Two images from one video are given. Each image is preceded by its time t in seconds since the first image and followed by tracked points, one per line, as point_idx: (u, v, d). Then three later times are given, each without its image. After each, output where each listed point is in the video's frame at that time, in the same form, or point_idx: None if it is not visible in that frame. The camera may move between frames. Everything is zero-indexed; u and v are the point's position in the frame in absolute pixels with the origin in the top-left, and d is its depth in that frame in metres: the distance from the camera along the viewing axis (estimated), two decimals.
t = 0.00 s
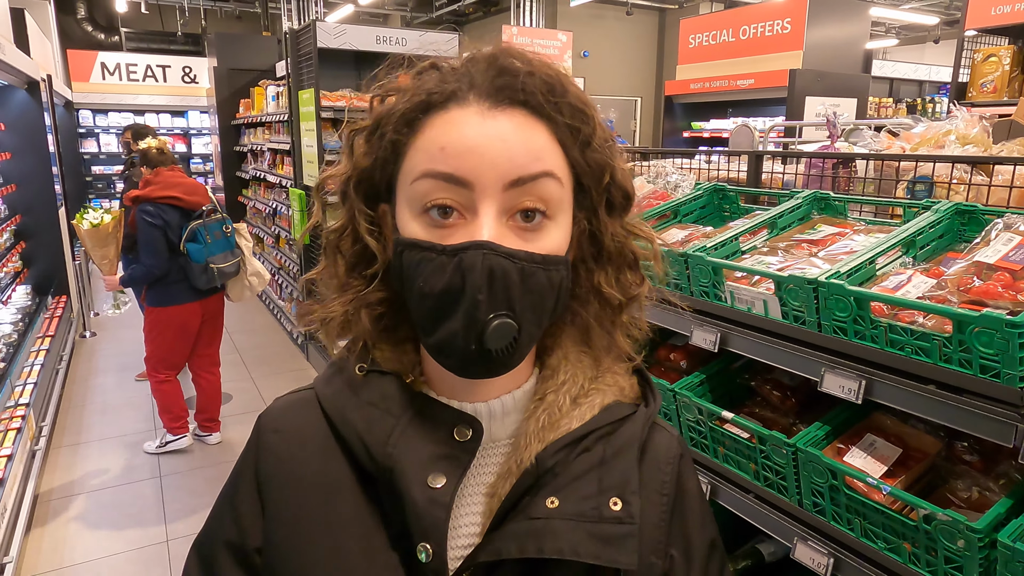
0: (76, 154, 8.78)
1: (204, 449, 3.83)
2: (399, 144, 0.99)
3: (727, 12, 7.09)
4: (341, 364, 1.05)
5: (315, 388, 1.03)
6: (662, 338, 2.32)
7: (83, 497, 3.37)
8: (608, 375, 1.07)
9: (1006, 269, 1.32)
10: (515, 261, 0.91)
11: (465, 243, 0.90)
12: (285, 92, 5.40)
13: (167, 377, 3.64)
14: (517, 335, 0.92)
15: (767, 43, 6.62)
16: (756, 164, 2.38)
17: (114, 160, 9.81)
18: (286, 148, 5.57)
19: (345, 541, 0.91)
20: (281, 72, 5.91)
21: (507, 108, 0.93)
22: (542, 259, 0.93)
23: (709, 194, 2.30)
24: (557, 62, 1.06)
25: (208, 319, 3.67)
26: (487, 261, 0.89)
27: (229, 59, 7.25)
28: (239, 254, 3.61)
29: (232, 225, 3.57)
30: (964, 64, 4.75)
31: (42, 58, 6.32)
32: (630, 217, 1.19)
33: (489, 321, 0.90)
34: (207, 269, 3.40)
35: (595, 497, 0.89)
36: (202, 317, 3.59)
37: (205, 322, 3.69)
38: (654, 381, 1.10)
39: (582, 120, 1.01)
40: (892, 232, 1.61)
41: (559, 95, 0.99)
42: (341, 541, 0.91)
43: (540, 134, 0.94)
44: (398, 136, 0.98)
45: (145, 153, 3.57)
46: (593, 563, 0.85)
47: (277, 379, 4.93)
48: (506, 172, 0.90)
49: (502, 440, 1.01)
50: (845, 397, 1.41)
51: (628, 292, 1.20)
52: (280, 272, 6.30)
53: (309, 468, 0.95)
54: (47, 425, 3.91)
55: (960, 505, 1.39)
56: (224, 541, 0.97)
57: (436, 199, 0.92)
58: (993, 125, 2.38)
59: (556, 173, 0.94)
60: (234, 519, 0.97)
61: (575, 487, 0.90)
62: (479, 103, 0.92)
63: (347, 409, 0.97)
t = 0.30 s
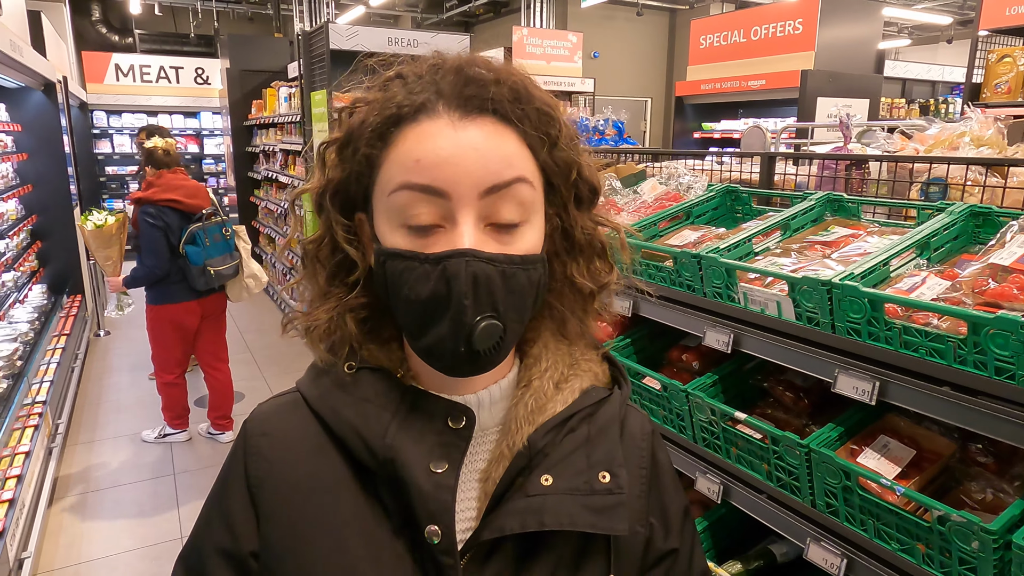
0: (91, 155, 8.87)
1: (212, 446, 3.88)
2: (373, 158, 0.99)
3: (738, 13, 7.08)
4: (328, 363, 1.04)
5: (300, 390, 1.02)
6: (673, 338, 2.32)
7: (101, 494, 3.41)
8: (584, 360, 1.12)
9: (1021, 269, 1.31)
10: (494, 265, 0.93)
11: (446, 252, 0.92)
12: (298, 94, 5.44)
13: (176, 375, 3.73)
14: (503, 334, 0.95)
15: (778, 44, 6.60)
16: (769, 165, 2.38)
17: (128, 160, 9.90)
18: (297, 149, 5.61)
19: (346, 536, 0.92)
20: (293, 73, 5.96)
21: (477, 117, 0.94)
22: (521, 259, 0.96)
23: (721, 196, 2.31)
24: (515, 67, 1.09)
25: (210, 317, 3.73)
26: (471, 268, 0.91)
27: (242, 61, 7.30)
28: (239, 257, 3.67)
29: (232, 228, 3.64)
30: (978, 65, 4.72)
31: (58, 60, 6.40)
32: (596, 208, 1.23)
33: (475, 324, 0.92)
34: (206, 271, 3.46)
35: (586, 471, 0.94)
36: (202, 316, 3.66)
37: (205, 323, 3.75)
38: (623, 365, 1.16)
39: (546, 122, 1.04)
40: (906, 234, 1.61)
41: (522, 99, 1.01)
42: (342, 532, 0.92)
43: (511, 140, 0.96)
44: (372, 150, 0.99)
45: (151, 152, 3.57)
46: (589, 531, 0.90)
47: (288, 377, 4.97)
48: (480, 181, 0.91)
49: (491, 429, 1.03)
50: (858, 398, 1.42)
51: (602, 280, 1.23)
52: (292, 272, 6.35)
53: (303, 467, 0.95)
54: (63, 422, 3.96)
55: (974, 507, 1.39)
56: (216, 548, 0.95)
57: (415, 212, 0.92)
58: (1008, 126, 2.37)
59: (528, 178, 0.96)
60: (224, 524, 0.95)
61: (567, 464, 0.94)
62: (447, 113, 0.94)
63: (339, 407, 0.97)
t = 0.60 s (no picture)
0: (104, 153, 8.96)
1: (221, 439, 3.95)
2: (364, 156, 1.01)
3: (748, 11, 7.06)
4: (321, 359, 1.06)
5: (292, 381, 1.04)
6: (685, 336, 2.33)
7: (115, 489, 3.45)
8: (572, 357, 1.12)
9: None
10: (483, 258, 0.94)
11: (435, 246, 0.93)
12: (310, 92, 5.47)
13: (180, 367, 3.80)
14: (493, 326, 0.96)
15: (790, 42, 6.57)
16: (781, 164, 2.37)
17: (140, 159, 9.98)
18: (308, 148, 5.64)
19: (333, 526, 0.93)
20: (305, 72, 5.99)
21: (461, 115, 0.96)
22: (509, 252, 0.97)
23: (734, 194, 2.31)
24: (497, 66, 1.10)
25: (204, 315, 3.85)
26: (459, 260, 0.92)
27: (254, 60, 7.34)
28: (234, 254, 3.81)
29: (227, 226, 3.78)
30: (993, 63, 4.68)
31: (72, 59, 6.47)
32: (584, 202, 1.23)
33: (466, 316, 0.94)
34: (204, 267, 3.60)
35: (572, 465, 0.94)
36: (196, 312, 3.79)
37: (198, 319, 3.85)
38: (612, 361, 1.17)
39: (531, 119, 1.05)
40: (920, 232, 1.61)
41: (507, 97, 1.02)
42: (331, 519, 0.94)
43: (496, 137, 0.97)
44: (362, 149, 1.01)
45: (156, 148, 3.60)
46: (572, 524, 0.90)
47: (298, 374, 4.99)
48: (465, 177, 0.93)
49: (480, 422, 1.04)
50: (871, 395, 1.42)
51: (593, 273, 1.24)
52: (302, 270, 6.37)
53: (295, 457, 0.96)
54: (78, 417, 4.01)
55: (988, 505, 1.40)
56: (206, 535, 0.95)
57: (406, 206, 0.94)
58: None
59: (514, 173, 0.98)
60: (214, 513, 0.96)
61: (552, 458, 0.94)
62: (432, 112, 0.96)
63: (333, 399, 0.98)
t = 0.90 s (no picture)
0: (117, 150, 9.02)
1: (235, 434, 3.99)
2: (363, 166, 1.03)
3: (760, 7, 7.02)
4: (343, 354, 1.08)
5: (314, 376, 1.05)
6: (700, 332, 2.33)
7: (129, 482, 3.49)
8: (590, 352, 1.13)
9: None
10: (487, 256, 0.95)
11: (437, 250, 0.94)
12: (322, 89, 5.49)
13: (195, 361, 3.84)
14: (505, 323, 0.96)
15: (803, 38, 6.52)
16: (797, 159, 2.36)
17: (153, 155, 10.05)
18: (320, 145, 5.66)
19: (355, 519, 0.94)
20: (317, 69, 6.02)
21: (453, 112, 0.95)
22: (514, 247, 0.97)
23: (748, 189, 2.31)
24: (491, 54, 1.08)
25: (212, 308, 3.94)
26: (461, 263, 0.93)
27: (266, 57, 7.37)
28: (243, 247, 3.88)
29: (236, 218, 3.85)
30: (1010, 59, 4.63)
31: (87, 57, 6.52)
32: (597, 186, 1.22)
33: (478, 314, 0.94)
34: (217, 259, 3.67)
35: (592, 461, 0.95)
36: (207, 303, 3.85)
37: (207, 312, 3.93)
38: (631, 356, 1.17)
39: (526, 104, 1.03)
40: (937, 228, 1.60)
41: (498, 89, 1.01)
42: (354, 511, 0.95)
43: (494, 131, 0.97)
44: (360, 159, 1.03)
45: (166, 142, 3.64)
46: (594, 518, 0.91)
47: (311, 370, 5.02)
48: (458, 175, 0.93)
49: (500, 416, 1.05)
50: (888, 391, 1.42)
51: (612, 254, 1.25)
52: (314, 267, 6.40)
53: (316, 450, 0.97)
54: (94, 412, 4.05)
55: (1006, 501, 1.39)
56: (230, 529, 0.97)
57: (408, 209, 0.96)
58: None
59: (512, 162, 0.97)
60: (238, 506, 0.97)
61: (572, 453, 0.95)
62: (423, 112, 0.96)
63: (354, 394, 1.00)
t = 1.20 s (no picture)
0: (131, 146, 9.08)
1: (249, 427, 4.03)
2: (380, 155, 1.05)
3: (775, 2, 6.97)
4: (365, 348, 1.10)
5: (335, 369, 1.07)
6: (715, 328, 2.32)
7: (145, 475, 3.52)
8: (614, 346, 1.13)
9: None
10: (499, 245, 0.94)
11: (448, 238, 0.94)
12: (335, 85, 5.51)
13: (215, 354, 3.88)
14: (517, 314, 0.96)
15: (817, 33, 6.47)
16: (814, 154, 2.35)
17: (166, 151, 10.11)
18: (333, 141, 5.68)
19: (375, 513, 0.95)
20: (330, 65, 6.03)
21: (468, 98, 0.95)
22: (528, 236, 0.97)
23: (764, 184, 2.30)
24: (507, 41, 1.07)
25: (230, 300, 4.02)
26: (471, 251, 0.93)
27: (279, 54, 7.40)
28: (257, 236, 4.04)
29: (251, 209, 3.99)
30: None
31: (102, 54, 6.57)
32: (619, 178, 1.22)
33: (489, 304, 0.94)
34: (240, 248, 3.83)
35: (615, 456, 0.94)
36: (228, 296, 3.94)
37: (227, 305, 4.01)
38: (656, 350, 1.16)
39: (544, 91, 1.02)
40: (958, 223, 1.59)
41: (515, 75, 1.00)
42: (374, 505, 0.95)
43: (511, 118, 0.96)
44: (376, 148, 1.05)
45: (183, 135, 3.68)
46: (618, 515, 0.91)
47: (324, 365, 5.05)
48: (471, 164, 0.92)
49: (521, 410, 1.04)
50: (909, 386, 1.41)
51: (634, 248, 1.25)
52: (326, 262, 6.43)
53: (338, 445, 0.98)
54: (110, 405, 4.09)
55: None
56: (253, 522, 0.97)
57: (422, 197, 0.96)
58: None
59: (527, 152, 0.96)
60: (260, 500, 0.98)
61: (593, 448, 0.94)
62: (439, 100, 0.95)
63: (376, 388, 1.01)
